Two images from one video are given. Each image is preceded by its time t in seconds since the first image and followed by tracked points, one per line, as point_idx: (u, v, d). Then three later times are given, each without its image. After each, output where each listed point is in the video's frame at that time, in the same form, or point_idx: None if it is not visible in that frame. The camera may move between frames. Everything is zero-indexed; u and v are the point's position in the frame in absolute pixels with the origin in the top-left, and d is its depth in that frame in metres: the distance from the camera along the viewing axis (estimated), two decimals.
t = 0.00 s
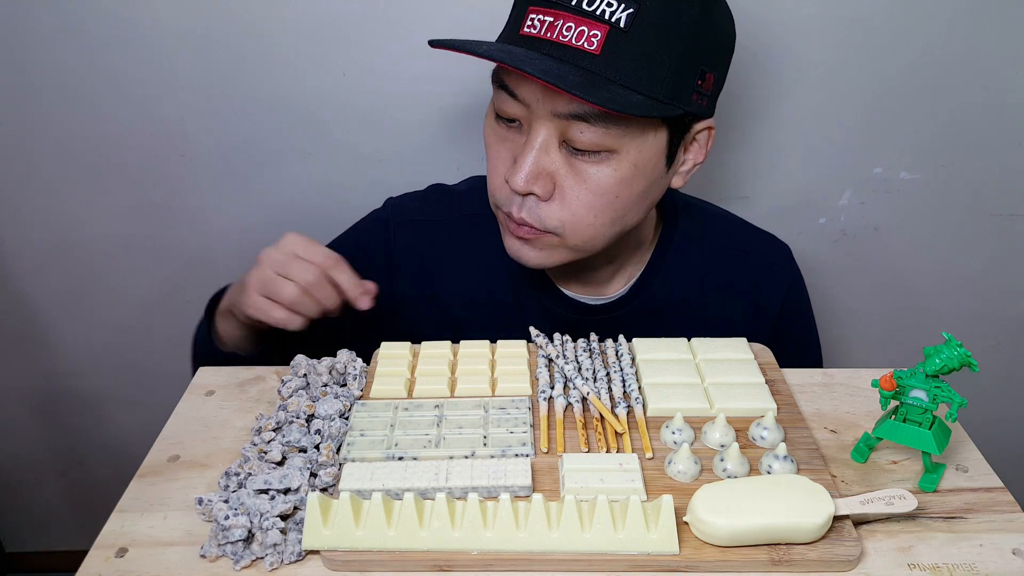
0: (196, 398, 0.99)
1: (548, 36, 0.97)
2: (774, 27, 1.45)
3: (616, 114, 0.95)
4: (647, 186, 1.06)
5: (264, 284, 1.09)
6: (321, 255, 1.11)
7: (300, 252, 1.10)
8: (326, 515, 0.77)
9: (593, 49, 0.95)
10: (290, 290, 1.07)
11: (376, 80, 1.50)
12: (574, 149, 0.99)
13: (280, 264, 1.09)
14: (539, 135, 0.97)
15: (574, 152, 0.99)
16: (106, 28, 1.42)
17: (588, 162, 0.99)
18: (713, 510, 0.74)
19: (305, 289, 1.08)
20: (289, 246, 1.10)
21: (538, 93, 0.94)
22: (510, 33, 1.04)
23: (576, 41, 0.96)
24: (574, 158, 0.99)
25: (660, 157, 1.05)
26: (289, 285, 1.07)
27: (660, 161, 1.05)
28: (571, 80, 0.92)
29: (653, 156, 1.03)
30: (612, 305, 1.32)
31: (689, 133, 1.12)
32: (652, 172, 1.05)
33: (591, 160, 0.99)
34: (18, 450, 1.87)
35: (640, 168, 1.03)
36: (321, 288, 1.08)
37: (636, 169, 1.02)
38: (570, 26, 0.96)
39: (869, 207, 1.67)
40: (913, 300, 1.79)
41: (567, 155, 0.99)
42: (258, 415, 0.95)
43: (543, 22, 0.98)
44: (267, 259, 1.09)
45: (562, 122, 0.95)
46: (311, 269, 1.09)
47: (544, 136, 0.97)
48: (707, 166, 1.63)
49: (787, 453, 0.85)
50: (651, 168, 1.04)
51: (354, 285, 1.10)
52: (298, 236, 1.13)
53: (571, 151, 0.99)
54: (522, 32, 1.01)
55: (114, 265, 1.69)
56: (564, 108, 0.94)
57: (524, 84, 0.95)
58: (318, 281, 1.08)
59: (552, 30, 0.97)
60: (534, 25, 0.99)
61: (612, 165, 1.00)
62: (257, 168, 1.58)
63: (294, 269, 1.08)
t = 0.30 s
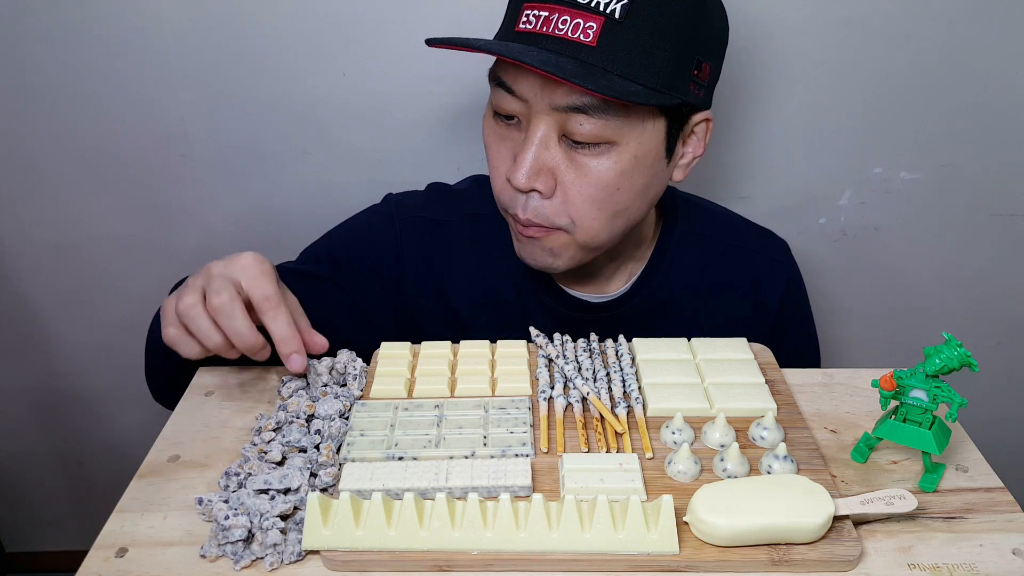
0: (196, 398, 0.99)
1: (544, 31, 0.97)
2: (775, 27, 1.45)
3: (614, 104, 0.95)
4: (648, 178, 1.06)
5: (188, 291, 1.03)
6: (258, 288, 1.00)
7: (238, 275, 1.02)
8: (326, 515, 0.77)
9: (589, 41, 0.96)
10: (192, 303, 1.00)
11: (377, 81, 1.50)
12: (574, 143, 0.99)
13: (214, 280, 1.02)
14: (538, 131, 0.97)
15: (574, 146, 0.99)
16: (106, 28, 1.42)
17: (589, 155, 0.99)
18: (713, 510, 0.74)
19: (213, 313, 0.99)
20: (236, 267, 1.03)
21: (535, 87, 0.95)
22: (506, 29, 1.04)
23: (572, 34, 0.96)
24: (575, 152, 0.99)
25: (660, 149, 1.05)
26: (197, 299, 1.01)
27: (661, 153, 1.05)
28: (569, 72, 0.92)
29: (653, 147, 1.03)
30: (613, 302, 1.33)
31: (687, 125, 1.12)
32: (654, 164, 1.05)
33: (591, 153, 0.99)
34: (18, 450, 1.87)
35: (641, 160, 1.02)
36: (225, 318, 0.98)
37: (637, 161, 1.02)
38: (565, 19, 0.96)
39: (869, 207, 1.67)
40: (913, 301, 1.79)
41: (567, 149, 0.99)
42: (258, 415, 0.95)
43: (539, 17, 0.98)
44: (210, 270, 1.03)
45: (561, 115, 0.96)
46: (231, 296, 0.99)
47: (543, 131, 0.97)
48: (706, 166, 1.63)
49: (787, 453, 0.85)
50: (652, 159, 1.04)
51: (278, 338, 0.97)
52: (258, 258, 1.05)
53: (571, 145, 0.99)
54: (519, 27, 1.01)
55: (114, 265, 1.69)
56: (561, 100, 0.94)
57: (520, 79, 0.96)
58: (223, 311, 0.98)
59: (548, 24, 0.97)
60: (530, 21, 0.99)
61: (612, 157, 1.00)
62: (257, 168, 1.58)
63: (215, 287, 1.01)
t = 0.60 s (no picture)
0: (196, 398, 0.99)
1: (546, 30, 0.97)
2: (775, 26, 1.45)
3: (613, 104, 0.95)
4: (648, 179, 1.06)
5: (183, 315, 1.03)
6: (257, 309, 1.01)
7: (236, 296, 1.03)
8: (327, 515, 0.77)
9: (590, 41, 0.96)
10: (190, 328, 1.00)
11: (376, 80, 1.50)
12: (573, 143, 0.99)
13: (212, 304, 1.02)
14: (538, 130, 0.97)
15: (574, 146, 0.99)
16: (105, 27, 1.42)
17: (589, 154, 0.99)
18: (713, 510, 0.74)
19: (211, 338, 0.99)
20: (234, 288, 1.03)
21: (536, 86, 0.95)
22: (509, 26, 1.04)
23: (573, 34, 0.96)
24: (575, 151, 0.99)
25: (660, 150, 1.05)
26: (195, 324, 1.00)
27: (660, 154, 1.05)
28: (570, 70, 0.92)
29: (653, 147, 1.03)
30: (613, 304, 1.32)
31: (688, 126, 1.12)
32: (654, 165, 1.05)
33: (591, 153, 0.99)
34: (18, 450, 1.87)
35: (641, 160, 1.02)
36: (225, 343, 0.97)
37: (637, 162, 1.02)
38: (567, 18, 0.96)
39: (869, 207, 1.67)
40: (913, 300, 1.79)
41: (567, 148, 0.99)
42: (258, 415, 0.95)
43: (540, 16, 0.98)
44: (205, 291, 1.03)
45: (561, 114, 0.96)
46: (231, 320, 0.99)
47: (543, 130, 0.97)
48: (706, 166, 1.63)
49: (787, 453, 0.85)
50: (651, 159, 1.04)
51: (279, 358, 0.98)
52: (253, 274, 1.05)
53: (571, 144, 0.99)
54: (520, 27, 1.01)
55: (114, 265, 1.69)
56: (562, 99, 0.94)
57: (522, 77, 0.96)
58: (223, 336, 0.98)
59: (549, 24, 0.97)
60: (532, 20, 0.99)
61: (612, 157, 1.00)
62: (257, 167, 1.58)
63: (213, 311, 1.00)
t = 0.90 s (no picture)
0: (196, 398, 0.99)
1: (574, 8, 0.94)
2: (775, 26, 1.45)
3: (648, 71, 0.97)
4: (681, 144, 1.08)
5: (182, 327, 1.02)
6: (259, 314, 1.02)
7: (234, 301, 1.03)
8: (326, 515, 0.77)
9: (623, 12, 0.94)
10: (191, 338, 0.99)
11: (376, 80, 1.50)
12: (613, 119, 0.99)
13: (211, 313, 1.02)
14: (578, 112, 0.97)
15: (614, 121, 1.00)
16: (105, 27, 1.42)
17: (630, 128, 1.00)
18: (713, 510, 0.74)
19: (215, 345, 0.98)
20: (234, 295, 1.04)
21: (571, 66, 0.95)
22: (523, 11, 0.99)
23: (604, 8, 0.94)
24: (616, 127, 0.99)
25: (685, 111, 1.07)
26: (197, 333, 1.00)
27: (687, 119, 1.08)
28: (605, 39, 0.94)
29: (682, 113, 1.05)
30: (613, 305, 1.32)
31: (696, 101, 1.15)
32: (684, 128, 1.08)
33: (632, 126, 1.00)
34: (18, 450, 1.87)
35: (675, 124, 1.04)
36: (229, 351, 0.97)
37: (673, 129, 1.04)
38: None
39: (869, 207, 1.67)
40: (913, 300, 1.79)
41: (608, 125, 0.99)
42: (258, 415, 0.95)
43: None
44: (203, 299, 1.04)
45: (600, 90, 0.96)
46: (233, 326, 1.00)
47: (583, 110, 0.97)
48: (706, 165, 1.63)
49: (787, 453, 0.85)
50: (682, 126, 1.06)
51: (282, 360, 0.97)
52: (249, 278, 1.06)
53: (612, 121, 0.99)
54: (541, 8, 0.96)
55: (115, 265, 1.69)
56: (600, 74, 0.95)
57: (554, 61, 0.96)
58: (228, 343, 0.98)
59: (576, 3, 0.94)
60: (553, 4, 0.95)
61: (653, 128, 1.01)
62: (256, 167, 1.58)
63: (214, 319, 1.01)
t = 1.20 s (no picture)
0: (196, 398, 0.99)
1: None
2: (775, 26, 1.45)
3: (669, 45, 1.02)
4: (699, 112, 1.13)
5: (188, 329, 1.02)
6: (265, 313, 1.02)
7: (239, 301, 1.03)
8: (327, 514, 0.77)
9: None
10: (198, 340, 0.99)
11: (376, 80, 1.50)
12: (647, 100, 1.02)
13: (218, 314, 1.02)
14: (617, 99, 0.99)
15: (648, 100, 1.02)
16: (105, 27, 1.42)
17: (664, 104, 1.03)
18: (713, 510, 0.74)
19: (222, 346, 0.98)
20: (239, 295, 1.04)
21: (603, 57, 0.97)
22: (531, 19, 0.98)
23: None
24: (652, 106, 1.02)
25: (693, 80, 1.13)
26: (204, 335, 0.99)
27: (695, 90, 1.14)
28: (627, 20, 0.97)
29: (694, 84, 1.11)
30: (615, 304, 1.33)
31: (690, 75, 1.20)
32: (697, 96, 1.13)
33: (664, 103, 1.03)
34: (18, 450, 1.87)
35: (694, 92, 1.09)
36: (237, 352, 0.97)
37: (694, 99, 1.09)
38: None
39: (870, 207, 1.67)
40: (914, 300, 1.79)
41: (644, 105, 1.02)
42: (257, 415, 0.95)
43: None
44: (209, 299, 1.04)
45: (634, 74, 0.99)
46: (240, 327, 0.99)
47: (621, 97, 0.99)
48: (706, 165, 1.63)
49: (787, 453, 0.85)
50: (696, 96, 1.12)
51: (288, 358, 0.96)
52: (253, 277, 1.06)
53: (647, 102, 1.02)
54: (558, 11, 0.96)
55: (115, 265, 1.69)
56: (633, 58, 0.97)
57: (585, 57, 0.97)
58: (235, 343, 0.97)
59: None
60: None
61: (682, 100, 1.05)
62: (256, 167, 1.58)
63: (220, 320, 1.01)
